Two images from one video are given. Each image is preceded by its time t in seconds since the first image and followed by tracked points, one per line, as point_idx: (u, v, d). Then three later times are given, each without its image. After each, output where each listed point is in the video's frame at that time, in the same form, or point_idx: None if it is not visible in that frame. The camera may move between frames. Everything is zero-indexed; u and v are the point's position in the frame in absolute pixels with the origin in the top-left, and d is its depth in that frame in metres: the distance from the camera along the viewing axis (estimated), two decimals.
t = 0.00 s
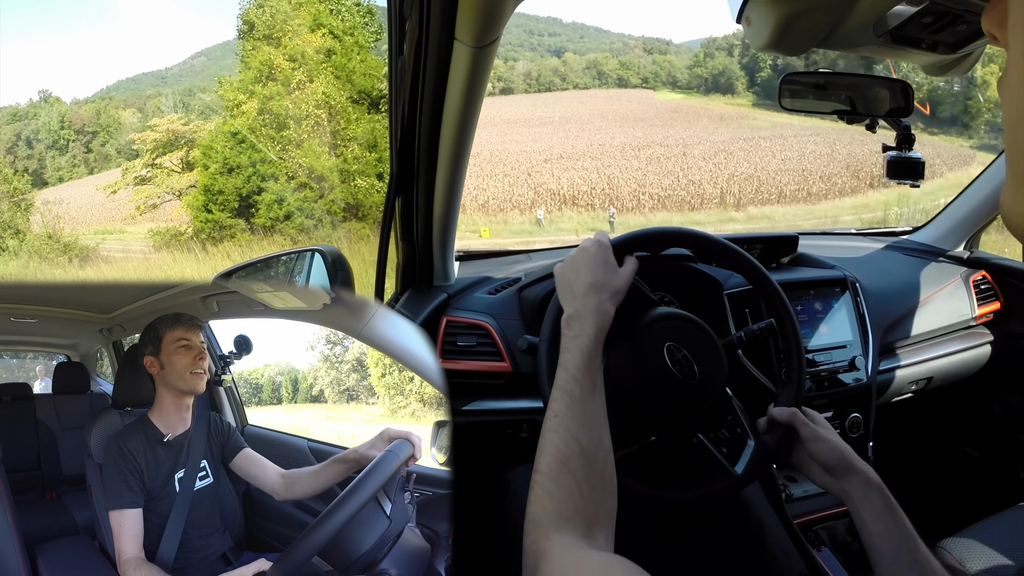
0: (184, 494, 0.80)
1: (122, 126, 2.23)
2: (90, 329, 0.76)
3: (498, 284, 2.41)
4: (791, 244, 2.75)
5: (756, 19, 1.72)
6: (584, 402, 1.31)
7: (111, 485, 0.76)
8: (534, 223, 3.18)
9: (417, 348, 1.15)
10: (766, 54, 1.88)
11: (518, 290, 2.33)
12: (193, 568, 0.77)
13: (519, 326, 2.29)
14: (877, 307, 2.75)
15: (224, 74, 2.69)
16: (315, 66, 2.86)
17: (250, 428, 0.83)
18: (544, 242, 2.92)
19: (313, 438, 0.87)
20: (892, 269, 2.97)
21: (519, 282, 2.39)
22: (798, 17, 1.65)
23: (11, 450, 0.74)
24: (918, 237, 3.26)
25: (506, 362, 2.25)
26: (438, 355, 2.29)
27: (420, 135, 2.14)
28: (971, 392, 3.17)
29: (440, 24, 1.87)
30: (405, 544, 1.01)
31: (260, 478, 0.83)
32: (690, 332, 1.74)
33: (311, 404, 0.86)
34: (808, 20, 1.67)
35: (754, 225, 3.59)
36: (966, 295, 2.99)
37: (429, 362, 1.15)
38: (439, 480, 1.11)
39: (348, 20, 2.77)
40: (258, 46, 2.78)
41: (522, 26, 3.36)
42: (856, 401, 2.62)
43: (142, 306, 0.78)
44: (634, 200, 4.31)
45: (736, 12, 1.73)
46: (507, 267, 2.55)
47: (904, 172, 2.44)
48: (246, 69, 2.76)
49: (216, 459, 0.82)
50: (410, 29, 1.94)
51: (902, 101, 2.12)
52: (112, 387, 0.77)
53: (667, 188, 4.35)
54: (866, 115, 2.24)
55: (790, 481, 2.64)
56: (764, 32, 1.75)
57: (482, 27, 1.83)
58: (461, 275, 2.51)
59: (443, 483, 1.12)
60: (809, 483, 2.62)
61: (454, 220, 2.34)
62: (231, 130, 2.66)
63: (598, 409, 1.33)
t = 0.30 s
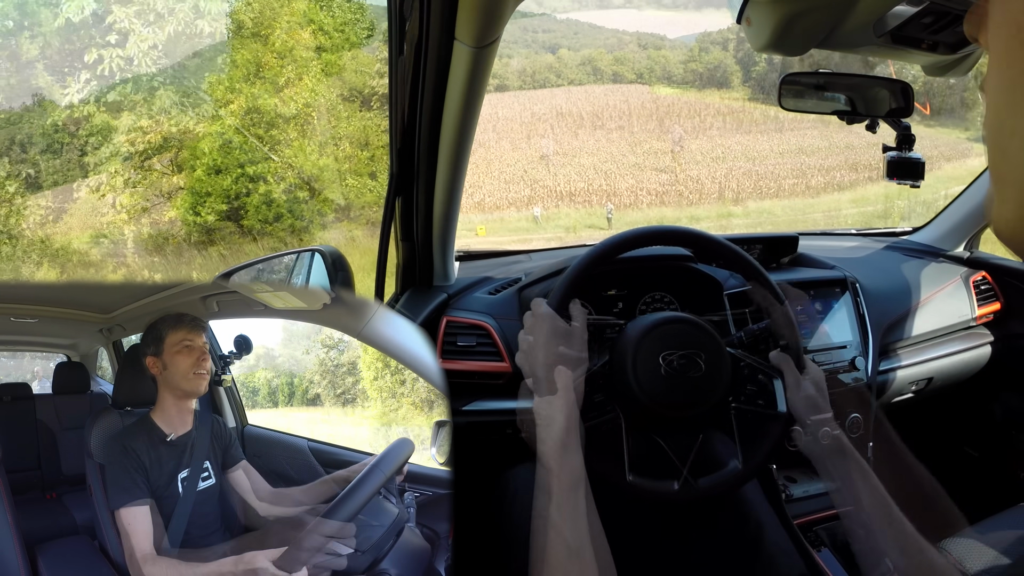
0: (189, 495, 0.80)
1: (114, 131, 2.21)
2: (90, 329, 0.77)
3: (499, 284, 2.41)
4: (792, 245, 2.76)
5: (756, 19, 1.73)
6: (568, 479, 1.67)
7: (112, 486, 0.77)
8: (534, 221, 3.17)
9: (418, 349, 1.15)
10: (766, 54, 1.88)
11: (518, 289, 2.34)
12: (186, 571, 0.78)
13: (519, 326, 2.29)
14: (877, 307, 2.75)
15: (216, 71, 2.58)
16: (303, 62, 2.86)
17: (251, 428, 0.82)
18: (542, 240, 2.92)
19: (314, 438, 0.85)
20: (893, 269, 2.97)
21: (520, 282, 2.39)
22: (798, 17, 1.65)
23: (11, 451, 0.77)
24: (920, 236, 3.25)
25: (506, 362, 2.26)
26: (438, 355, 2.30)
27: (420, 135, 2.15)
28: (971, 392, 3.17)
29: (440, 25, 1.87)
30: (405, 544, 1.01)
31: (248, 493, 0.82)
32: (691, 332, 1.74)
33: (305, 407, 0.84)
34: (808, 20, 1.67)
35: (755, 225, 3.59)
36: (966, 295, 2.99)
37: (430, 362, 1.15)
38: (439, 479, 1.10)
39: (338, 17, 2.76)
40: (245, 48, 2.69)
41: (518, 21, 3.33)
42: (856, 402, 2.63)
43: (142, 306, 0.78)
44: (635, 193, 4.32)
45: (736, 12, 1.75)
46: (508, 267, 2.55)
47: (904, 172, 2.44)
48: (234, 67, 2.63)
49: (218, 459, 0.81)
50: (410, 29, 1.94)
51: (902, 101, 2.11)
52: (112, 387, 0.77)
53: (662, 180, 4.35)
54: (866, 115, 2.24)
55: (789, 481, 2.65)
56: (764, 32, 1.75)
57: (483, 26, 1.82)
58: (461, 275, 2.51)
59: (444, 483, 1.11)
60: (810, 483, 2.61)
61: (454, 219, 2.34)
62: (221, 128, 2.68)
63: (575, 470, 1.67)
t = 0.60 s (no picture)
0: (187, 493, 0.79)
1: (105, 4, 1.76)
2: (90, 329, 0.76)
3: (499, 285, 2.42)
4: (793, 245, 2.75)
5: (755, 20, 1.73)
6: (572, 481, 1.60)
7: (115, 485, 0.77)
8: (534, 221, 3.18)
9: (417, 348, 1.16)
10: (766, 55, 1.88)
11: (518, 289, 2.34)
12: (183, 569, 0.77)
13: (519, 326, 2.30)
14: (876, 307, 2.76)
15: None
16: None
17: (250, 428, 0.82)
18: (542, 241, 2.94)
19: (314, 438, 0.86)
20: (892, 269, 2.97)
21: (520, 282, 2.40)
22: (799, 17, 1.65)
23: (12, 449, 0.75)
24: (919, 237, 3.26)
25: (506, 362, 2.26)
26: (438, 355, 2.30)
27: (420, 135, 2.15)
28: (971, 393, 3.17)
29: (440, 28, 1.86)
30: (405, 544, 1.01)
31: (242, 497, 0.81)
32: (691, 331, 1.75)
33: (300, 404, 0.84)
34: (809, 21, 1.67)
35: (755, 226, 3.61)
36: (966, 295, 2.99)
37: (429, 362, 1.15)
38: (439, 479, 1.10)
39: None
40: None
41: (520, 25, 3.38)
42: (857, 402, 2.62)
43: (142, 305, 0.78)
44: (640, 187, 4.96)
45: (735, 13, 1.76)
46: (508, 267, 2.56)
47: (904, 172, 2.43)
48: None
49: (219, 458, 0.81)
50: (410, 31, 1.93)
51: (903, 101, 2.11)
52: (112, 387, 0.76)
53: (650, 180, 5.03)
54: (866, 116, 2.23)
55: (790, 481, 2.64)
56: (764, 32, 1.75)
57: (483, 27, 1.81)
58: (462, 275, 2.51)
59: (443, 483, 1.11)
60: (809, 484, 2.61)
61: (455, 220, 2.33)
62: None
63: (579, 471, 1.60)
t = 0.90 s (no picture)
0: (189, 493, 0.80)
1: None
2: (90, 329, 0.76)
3: (499, 285, 2.42)
4: (793, 245, 2.76)
5: (756, 20, 1.73)
6: (572, 485, 1.60)
7: (116, 485, 0.77)
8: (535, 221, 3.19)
9: (417, 348, 1.15)
10: (766, 55, 1.88)
11: (518, 289, 2.35)
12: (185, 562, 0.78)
13: (519, 326, 2.31)
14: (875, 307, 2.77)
15: None
16: None
17: (250, 428, 0.82)
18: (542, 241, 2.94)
19: (313, 438, 0.86)
20: (892, 269, 2.97)
21: (520, 282, 2.40)
22: (799, 17, 1.65)
23: (12, 451, 0.75)
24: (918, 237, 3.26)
25: (506, 362, 2.27)
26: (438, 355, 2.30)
27: (420, 135, 2.14)
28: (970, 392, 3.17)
29: (440, 28, 1.86)
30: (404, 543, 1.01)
31: (242, 497, 0.81)
32: (690, 331, 1.75)
33: (297, 403, 0.83)
34: (810, 20, 1.67)
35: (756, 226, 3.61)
36: (966, 295, 2.98)
37: (429, 362, 1.15)
38: (439, 479, 1.10)
39: None
40: None
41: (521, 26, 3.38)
42: (857, 402, 2.61)
43: (142, 306, 0.78)
44: (643, 185, 4.93)
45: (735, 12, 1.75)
46: (509, 267, 2.56)
47: (904, 172, 2.43)
48: None
49: (220, 458, 0.82)
50: (410, 32, 1.92)
51: (903, 102, 2.11)
52: (112, 387, 0.76)
53: (654, 178, 5.00)
54: (867, 116, 2.23)
55: (790, 482, 2.65)
56: (764, 32, 1.75)
57: (483, 27, 1.81)
58: (462, 275, 2.51)
59: (444, 483, 1.11)
60: (809, 484, 2.62)
61: (455, 221, 2.33)
62: None
63: (580, 474, 1.60)
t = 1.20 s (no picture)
0: (188, 493, 0.80)
1: None
2: (90, 329, 0.75)
3: (499, 285, 2.43)
4: (792, 245, 2.76)
5: (755, 19, 1.73)
6: (574, 481, 1.60)
7: (116, 483, 0.77)
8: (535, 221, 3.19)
9: (417, 348, 1.15)
10: (766, 55, 1.88)
11: (518, 290, 2.35)
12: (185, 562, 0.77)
13: (519, 326, 2.31)
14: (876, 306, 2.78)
15: None
16: None
17: (251, 428, 0.83)
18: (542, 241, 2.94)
19: (314, 438, 0.86)
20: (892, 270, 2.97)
21: (520, 282, 2.41)
22: (798, 17, 1.65)
23: (12, 451, 0.74)
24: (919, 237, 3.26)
25: (506, 362, 2.27)
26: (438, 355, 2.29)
27: (420, 135, 2.14)
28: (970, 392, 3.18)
29: (440, 29, 1.86)
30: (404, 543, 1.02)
31: (240, 497, 0.82)
32: (691, 331, 1.75)
33: (294, 401, 0.83)
34: (809, 20, 1.67)
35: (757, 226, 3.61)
36: (966, 295, 2.98)
37: (429, 362, 1.15)
38: (439, 479, 1.10)
39: None
40: None
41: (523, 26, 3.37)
42: (857, 402, 2.61)
43: (142, 306, 0.78)
44: (649, 185, 4.97)
45: (735, 12, 1.75)
46: (509, 267, 2.56)
47: (904, 172, 2.43)
48: None
49: (218, 458, 0.82)
50: (410, 32, 1.92)
51: (903, 101, 2.10)
52: (112, 387, 0.76)
53: (662, 178, 5.05)
54: (868, 116, 2.23)
55: (790, 481, 2.64)
56: (764, 32, 1.75)
57: (483, 28, 1.81)
58: (462, 275, 2.52)
59: (444, 483, 1.11)
60: (809, 484, 2.62)
61: (455, 221, 2.34)
62: None
63: (581, 471, 1.60)
